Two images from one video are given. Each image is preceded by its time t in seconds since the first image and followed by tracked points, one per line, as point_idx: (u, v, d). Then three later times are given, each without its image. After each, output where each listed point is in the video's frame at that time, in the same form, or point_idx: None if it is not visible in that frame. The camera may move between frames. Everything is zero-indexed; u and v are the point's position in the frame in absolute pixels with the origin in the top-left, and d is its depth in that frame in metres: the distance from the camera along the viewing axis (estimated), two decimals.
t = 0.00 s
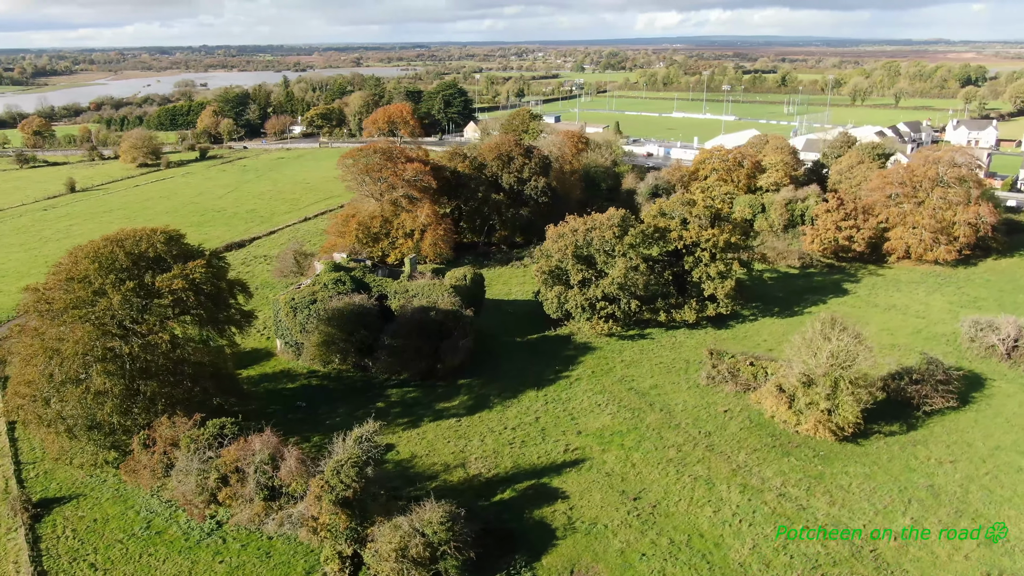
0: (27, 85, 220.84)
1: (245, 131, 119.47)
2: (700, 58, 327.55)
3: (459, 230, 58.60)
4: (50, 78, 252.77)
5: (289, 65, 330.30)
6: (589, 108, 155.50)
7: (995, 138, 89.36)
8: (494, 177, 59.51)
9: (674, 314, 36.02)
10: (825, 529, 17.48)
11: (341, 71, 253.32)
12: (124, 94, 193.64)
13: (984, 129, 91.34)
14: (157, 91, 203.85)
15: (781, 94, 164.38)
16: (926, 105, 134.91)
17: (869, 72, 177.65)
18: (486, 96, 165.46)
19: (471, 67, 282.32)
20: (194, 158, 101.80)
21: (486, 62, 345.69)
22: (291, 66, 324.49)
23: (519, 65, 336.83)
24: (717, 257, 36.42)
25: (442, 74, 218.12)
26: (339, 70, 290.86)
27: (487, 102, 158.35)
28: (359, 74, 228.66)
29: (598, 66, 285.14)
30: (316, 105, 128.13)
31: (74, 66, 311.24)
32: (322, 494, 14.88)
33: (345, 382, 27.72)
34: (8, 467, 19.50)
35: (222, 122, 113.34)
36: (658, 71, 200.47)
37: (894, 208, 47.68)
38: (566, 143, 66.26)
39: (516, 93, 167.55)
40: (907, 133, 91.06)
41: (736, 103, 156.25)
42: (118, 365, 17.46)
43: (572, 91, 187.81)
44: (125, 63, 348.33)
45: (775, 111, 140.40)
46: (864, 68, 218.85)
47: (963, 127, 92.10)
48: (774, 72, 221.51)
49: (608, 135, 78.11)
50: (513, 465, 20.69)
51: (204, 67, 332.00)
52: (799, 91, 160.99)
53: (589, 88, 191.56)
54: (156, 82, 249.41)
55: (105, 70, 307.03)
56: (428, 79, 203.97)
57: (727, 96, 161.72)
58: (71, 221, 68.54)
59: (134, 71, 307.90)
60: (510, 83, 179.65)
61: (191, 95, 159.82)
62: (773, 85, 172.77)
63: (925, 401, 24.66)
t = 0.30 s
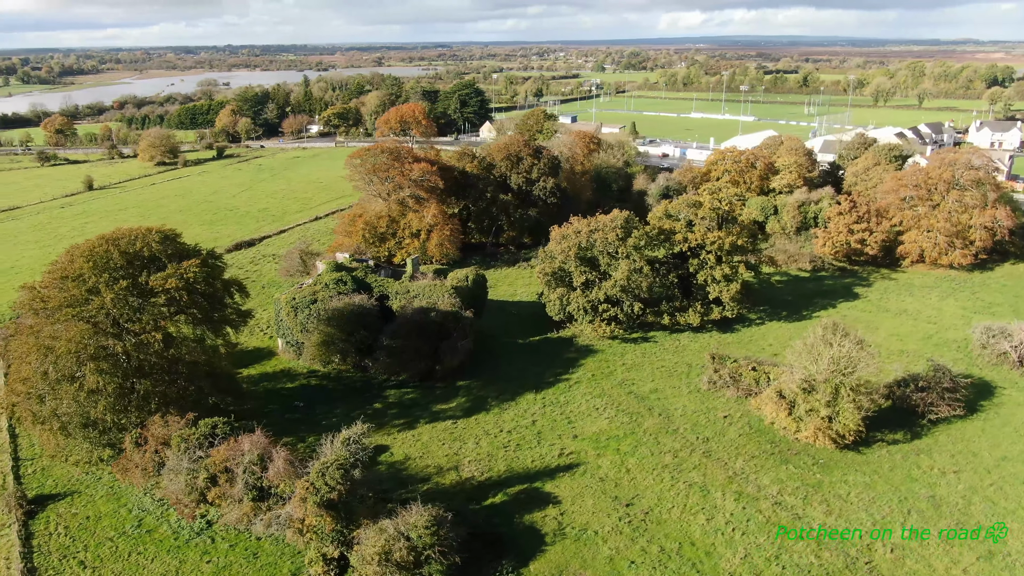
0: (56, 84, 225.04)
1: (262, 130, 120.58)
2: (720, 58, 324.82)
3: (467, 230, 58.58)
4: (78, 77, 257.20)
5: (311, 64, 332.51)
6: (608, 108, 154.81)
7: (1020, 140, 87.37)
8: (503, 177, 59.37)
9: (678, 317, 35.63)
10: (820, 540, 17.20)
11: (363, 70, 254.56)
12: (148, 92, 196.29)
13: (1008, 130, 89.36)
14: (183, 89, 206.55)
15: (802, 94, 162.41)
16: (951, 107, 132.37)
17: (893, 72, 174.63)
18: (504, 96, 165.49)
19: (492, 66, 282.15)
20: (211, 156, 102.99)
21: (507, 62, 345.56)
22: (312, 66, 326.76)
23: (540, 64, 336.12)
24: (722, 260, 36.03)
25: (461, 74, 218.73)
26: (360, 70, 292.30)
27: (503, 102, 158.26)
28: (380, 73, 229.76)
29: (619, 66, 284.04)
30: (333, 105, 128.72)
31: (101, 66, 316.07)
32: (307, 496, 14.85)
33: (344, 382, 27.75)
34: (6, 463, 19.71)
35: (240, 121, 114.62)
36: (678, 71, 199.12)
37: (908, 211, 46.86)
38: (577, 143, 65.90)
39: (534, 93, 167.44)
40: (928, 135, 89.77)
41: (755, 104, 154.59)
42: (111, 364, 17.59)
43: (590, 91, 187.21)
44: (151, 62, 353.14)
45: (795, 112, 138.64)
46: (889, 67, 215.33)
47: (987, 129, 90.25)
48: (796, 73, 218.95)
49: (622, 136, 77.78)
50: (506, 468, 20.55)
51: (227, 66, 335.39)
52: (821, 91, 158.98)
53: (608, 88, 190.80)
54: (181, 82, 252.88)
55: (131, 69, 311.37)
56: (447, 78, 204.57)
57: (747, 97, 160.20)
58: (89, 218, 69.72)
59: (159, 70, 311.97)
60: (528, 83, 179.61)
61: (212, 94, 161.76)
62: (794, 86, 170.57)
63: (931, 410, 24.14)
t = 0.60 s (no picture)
0: (82, 84, 228.81)
1: (280, 130, 121.69)
2: (741, 58, 321.83)
3: (475, 230, 58.47)
4: (104, 77, 261.41)
5: (332, 64, 334.17)
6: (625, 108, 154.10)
7: None
8: (511, 178, 59.17)
9: (682, 320, 35.25)
10: (813, 551, 16.96)
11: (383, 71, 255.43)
12: (172, 92, 198.94)
13: None
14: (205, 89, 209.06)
15: (824, 94, 160.35)
16: (976, 108, 129.83)
17: (918, 73, 171.54)
18: (522, 96, 165.33)
19: (512, 66, 281.97)
20: (227, 155, 104.15)
21: (527, 62, 344.57)
22: (333, 66, 328.65)
23: (559, 64, 334.86)
24: (726, 263, 35.64)
25: (481, 74, 218.95)
26: (381, 70, 293.67)
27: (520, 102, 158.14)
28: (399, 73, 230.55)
29: (639, 66, 283.02)
30: (352, 104, 128.25)
31: (141, 69, 317.76)
32: (291, 498, 14.82)
33: (343, 382, 27.80)
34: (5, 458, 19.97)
35: (257, 120, 115.91)
36: (698, 71, 197.54)
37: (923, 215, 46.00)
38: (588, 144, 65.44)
39: (552, 93, 167.05)
40: (950, 136, 88.30)
41: (775, 104, 152.90)
42: (105, 363, 17.74)
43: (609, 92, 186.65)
44: (174, 62, 357.59)
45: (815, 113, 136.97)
46: (915, 67, 211.57)
47: (1011, 131, 88.33)
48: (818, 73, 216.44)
49: (636, 137, 77.30)
50: (498, 472, 20.43)
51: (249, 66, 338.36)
52: (842, 92, 156.76)
53: (627, 88, 189.81)
54: (205, 81, 255.89)
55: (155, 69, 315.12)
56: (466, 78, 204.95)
57: (766, 98, 158.53)
58: (106, 216, 70.81)
59: (182, 70, 315.91)
60: (547, 83, 179.34)
61: (232, 93, 163.58)
62: (815, 86, 168.40)
63: (935, 418, 23.66)
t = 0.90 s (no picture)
0: (107, 83, 232.52)
1: (297, 129, 122.67)
2: (761, 58, 318.63)
3: (482, 230, 58.33)
4: (128, 76, 265.54)
5: (351, 63, 336.45)
6: (641, 109, 153.33)
7: None
8: (519, 178, 59.06)
9: (685, 323, 34.90)
10: (805, 561, 16.70)
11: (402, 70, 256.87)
12: (194, 91, 201.72)
13: None
14: (227, 88, 211.58)
15: (844, 94, 158.15)
16: (1001, 109, 127.14)
17: (943, 72, 168.37)
18: (538, 96, 165.06)
19: (531, 66, 281.83)
20: (243, 154, 105.17)
21: (546, 62, 344.35)
22: (352, 66, 330.78)
23: (578, 63, 334.10)
24: (731, 267, 35.28)
25: (499, 74, 219.14)
26: (400, 71, 294.94)
27: (536, 102, 157.95)
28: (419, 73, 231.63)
29: (658, 66, 281.59)
30: (368, 104, 128.74)
31: (161, 68, 321.33)
32: (275, 500, 14.80)
33: (341, 382, 27.90)
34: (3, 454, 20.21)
35: (274, 119, 117.03)
36: (718, 71, 195.99)
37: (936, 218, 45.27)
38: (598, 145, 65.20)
39: (568, 93, 166.78)
40: (970, 138, 86.76)
41: (794, 105, 151.15)
42: (97, 361, 17.89)
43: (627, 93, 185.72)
44: (194, 62, 361.56)
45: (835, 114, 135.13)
46: (942, 67, 207.78)
47: None
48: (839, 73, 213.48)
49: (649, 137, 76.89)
50: (490, 475, 20.34)
51: (269, 66, 341.37)
52: (864, 92, 154.44)
53: (644, 88, 188.83)
54: (226, 80, 258.86)
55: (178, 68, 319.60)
56: (483, 78, 205.21)
57: (786, 98, 156.80)
58: (121, 214, 71.87)
59: (204, 70, 319.88)
60: (564, 83, 178.92)
61: (251, 92, 165.22)
62: (836, 86, 165.94)
63: (938, 426, 23.22)
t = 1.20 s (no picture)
0: (130, 82, 235.57)
1: (313, 128, 123.46)
2: (781, 58, 315.30)
3: (489, 231, 58.16)
4: (152, 75, 268.87)
5: (388, 63, 337.17)
6: (658, 109, 152.46)
7: None
8: (527, 178, 58.79)
9: (687, 326, 34.58)
10: (795, 571, 16.42)
11: (423, 70, 257.62)
12: (216, 90, 203.80)
13: None
14: (248, 88, 213.44)
15: (866, 95, 155.83)
16: None
17: (968, 72, 165.26)
18: (555, 96, 164.56)
19: (550, 66, 281.40)
20: (258, 154, 106.09)
21: (565, 62, 343.42)
22: (371, 65, 332.27)
23: (597, 63, 332.99)
24: (735, 270, 34.89)
25: (517, 74, 219.06)
26: (421, 70, 295.40)
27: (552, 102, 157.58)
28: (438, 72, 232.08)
29: (679, 65, 280.20)
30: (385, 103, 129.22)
31: (184, 67, 325.87)
32: (258, 501, 14.77)
33: (340, 383, 27.95)
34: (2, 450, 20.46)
35: (290, 118, 117.96)
36: (738, 71, 194.10)
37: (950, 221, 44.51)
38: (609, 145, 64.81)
39: (585, 93, 166.11)
40: (992, 140, 85.09)
41: (814, 105, 149.29)
42: (90, 360, 18.05)
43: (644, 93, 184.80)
44: (217, 62, 363.93)
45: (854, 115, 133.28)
46: (968, 68, 204.39)
47: None
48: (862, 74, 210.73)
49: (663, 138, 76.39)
50: (482, 479, 20.23)
51: (288, 66, 343.22)
52: (886, 92, 152.07)
53: (663, 88, 187.59)
54: (248, 80, 261.32)
55: (201, 68, 323.48)
56: (501, 77, 205.13)
57: (806, 98, 154.85)
58: (137, 212, 72.85)
59: (226, 70, 323.49)
60: (582, 83, 178.30)
61: (269, 91, 166.55)
62: (858, 87, 163.61)
63: (942, 435, 22.73)
